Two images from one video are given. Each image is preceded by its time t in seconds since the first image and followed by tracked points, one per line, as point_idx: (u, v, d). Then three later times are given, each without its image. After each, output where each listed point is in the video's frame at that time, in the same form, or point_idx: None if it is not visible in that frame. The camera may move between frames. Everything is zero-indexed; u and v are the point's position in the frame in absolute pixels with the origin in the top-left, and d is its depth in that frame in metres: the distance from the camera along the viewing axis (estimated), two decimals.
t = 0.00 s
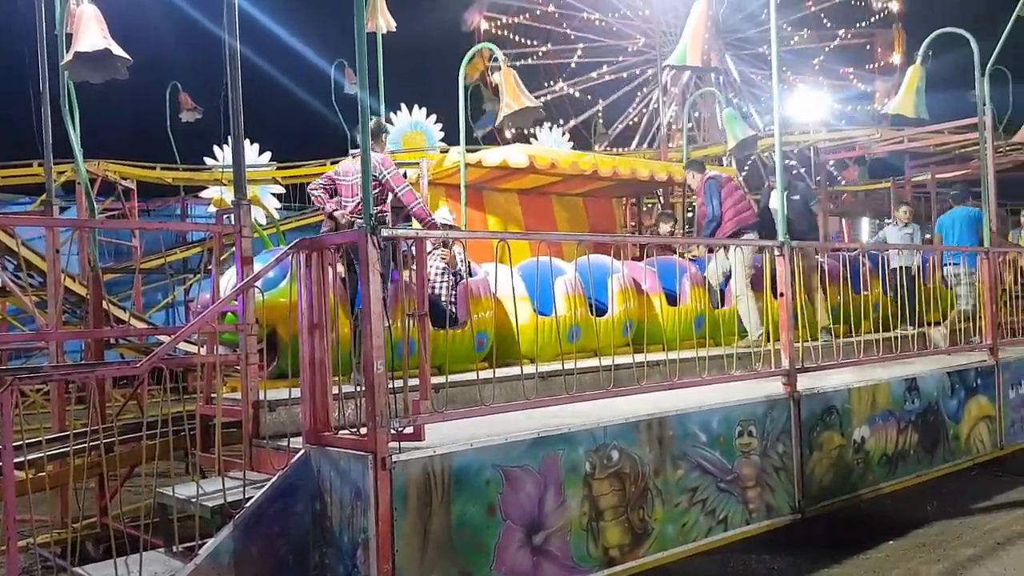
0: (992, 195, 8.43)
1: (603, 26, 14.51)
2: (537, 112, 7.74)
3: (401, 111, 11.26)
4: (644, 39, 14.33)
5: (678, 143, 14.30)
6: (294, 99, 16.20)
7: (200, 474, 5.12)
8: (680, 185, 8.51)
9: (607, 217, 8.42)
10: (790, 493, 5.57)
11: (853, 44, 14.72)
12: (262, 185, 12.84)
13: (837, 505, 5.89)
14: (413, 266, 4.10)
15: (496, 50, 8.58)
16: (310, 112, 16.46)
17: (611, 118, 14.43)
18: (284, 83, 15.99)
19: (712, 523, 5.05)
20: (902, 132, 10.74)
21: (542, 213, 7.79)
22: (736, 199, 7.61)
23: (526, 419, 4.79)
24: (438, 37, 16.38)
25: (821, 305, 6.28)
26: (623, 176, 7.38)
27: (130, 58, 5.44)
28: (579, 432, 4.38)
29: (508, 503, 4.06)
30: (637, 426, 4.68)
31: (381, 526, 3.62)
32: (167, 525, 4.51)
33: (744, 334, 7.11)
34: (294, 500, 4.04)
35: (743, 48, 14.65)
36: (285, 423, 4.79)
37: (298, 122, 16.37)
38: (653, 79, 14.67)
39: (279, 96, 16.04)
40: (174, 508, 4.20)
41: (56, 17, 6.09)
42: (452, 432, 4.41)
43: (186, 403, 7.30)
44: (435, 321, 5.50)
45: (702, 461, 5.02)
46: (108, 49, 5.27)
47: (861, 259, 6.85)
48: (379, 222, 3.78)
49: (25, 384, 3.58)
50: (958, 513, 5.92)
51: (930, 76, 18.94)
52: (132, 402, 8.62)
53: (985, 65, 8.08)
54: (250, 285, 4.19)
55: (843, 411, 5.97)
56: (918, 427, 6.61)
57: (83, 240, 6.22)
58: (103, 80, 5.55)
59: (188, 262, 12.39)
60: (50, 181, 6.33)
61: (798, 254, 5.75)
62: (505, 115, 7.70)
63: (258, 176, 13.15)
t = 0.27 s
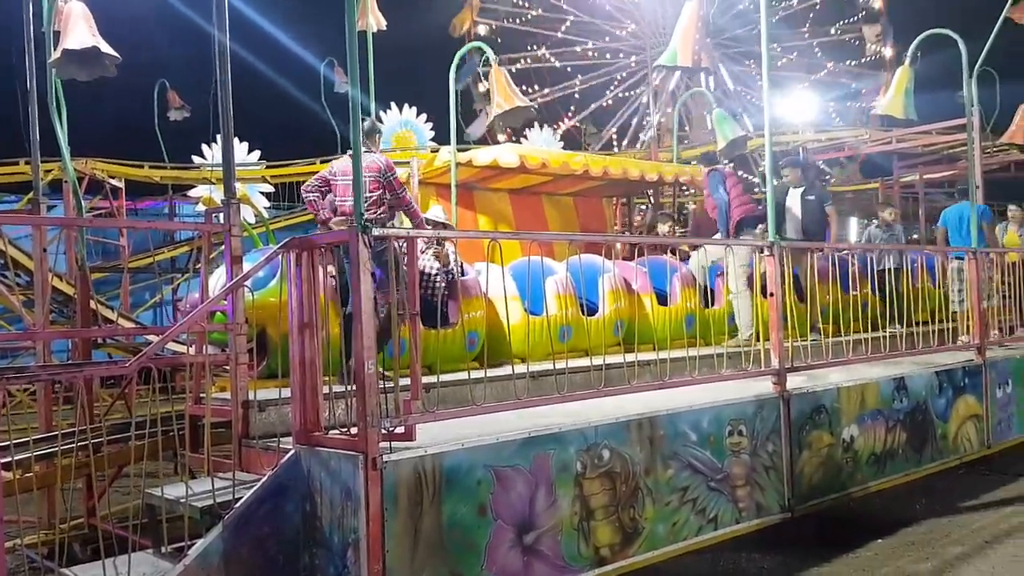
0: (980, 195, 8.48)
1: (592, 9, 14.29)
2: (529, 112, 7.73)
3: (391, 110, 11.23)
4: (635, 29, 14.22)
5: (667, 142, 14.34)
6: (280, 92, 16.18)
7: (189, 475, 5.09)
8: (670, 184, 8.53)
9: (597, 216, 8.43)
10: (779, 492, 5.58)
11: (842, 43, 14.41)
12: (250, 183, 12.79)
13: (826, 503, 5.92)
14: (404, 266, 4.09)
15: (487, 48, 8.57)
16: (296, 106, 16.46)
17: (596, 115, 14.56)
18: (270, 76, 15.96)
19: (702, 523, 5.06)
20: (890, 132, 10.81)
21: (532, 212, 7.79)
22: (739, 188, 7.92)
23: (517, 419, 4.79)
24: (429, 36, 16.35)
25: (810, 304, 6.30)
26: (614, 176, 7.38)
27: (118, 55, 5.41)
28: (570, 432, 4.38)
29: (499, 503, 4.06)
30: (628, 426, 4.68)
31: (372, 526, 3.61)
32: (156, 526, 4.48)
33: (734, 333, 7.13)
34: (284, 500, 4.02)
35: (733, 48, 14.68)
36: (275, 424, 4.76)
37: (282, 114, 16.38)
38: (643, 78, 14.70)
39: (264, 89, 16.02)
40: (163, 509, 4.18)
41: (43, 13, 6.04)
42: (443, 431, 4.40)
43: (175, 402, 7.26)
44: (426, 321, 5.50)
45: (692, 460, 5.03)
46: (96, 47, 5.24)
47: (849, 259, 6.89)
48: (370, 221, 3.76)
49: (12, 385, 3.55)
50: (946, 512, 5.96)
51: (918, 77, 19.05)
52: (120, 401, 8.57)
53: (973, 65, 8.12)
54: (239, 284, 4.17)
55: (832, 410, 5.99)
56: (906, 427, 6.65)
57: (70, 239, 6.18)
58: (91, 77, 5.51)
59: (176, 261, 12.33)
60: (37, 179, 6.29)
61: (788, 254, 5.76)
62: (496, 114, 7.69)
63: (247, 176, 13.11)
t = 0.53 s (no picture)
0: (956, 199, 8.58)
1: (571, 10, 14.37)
2: (509, 112, 7.74)
3: (369, 109, 11.17)
4: (614, 19, 14.10)
5: (646, 143, 14.41)
6: (257, 87, 16.02)
7: (166, 476, 5.03)
8: (649, 185, 8.56)
9: (576, 216, 8.44)
10: (757, 491, 5.62)
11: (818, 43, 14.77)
12: (227, 182, 12.71)
13: (804, 502, 5.97)
14: (383, 266, 4.06)
15: (467, 48, 8.55)
16: (274, 101, 16.28)
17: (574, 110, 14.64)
18: (248, 72, 15.81)
19: (681, 522, 5.08)
20: (866, 134, 10.94)
21: (512, 214, 7.80)
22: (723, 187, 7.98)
23: (496, 420, 4.78)
24: (408, 36, 16.32)
25: (787, 305, 6.35)
26: (594, 176, 7.39)
27: (93, 53, 5.33)
28: (549, 432, 4.39)
29: (479, 503, 4.05)
30: (608, 426, 4.69)
31: (351, 527, 3.59)
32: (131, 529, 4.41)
33: (713, 333, 7.17)
34: (262, 502, 3.99)
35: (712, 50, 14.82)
36: (252, 425, 4.72)
37: (259, 109, 16.21)
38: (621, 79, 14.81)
39: (242, 85, 15.89)
40: (138, 511, 4.13)
41: (16, 10, 5.95)
42: (422, 431, 4.40)
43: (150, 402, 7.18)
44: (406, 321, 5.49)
45: (671, 460, 5.05)
46: (71, 44, 5.16)
47: (830, 259, 6.93)
48: (348, 221, 3.74)
49: None
50: (921, 510, 6.03)
51: (895, 80, 19.28)
52: (94, 401, 8.47)
53: (949, 68, 8.21)
54: (217, 284, 4.13)
55: (809, 410, 6.04)
56: (882, 426, 6.72)
57: (44, 238, 6.11)
58: (65, 75, 5.43)
59: (151, 260, 12.21)
60: (10, 177, 6.20)
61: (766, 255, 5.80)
62: (476, 115, 7.67)
63: (224, 175, 13.01)
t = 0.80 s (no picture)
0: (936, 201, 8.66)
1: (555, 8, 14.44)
2: (492, 111, 7.73)
3: (353, 107, 11.12)
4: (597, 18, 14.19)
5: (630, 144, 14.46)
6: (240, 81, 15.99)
7: (147, 476, 4.99)
8: (633, 185, 8.58)
9: (560, 216, 8.44)
10: (741, 490, 5.65)
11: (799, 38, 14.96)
12: (210, 180, 12.63)
13: (786, 501, 6.00)
14: (368, 264, 4.04)
15: (452, 47, 8.54)
16: (255, 95, 16.19)
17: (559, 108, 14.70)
18: (230, 66, 15.78)
19: (664, 521, 5.09)
20: (848, 135, 11.03)
21: (496, 213, 7.80)
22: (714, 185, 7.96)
23: (481, 419, 4.78)
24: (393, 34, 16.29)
25: (769, 305, 6.38)
26: (578, 176, 7.40)
27: (75, 50, 5.29)
28: (534, 432, 4.39)
29: (463, 503, 4.05)
30: (592, 425, 4.70)
31: (334, 527, 3.58)
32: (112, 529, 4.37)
33: (696, 333, 7.19)
34: (245, 502, 3.97)
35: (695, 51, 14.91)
36: (235, 424, 4.71)
37: (239, 102, 16.13)
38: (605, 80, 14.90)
39: (225, 79, 15.88)
40: (120, 511, 4.09)
41: None
42: (405, 431, 4.39)
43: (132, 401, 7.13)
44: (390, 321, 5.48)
45: (655, 460, 5.07)
46: (53, 41, 5.10)
47: (814, 260, 6.95)
48: (332, 220, 3.72)
49: None
50: (902, 508, 6.08)
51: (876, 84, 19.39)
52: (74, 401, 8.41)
53: (930, 71, 8.27)
54: (199, 283, 4.11)
55: (792, 409, 6.07)
56: (864, 425, 6.76)
57: (24, 236, 6.04)
58: (46, 72, 5.37)
59: (133, 259, 12.12)
60: None
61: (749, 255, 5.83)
62: (460, 114, 7.67)
63: (207, 173, 12.92)
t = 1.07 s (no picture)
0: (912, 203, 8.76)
1: None
2: (472, 112, 7.73)
3: (331, 106, 11.06)
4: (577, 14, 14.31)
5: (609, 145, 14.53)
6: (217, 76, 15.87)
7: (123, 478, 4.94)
8: (612, 186, 8.61)
9: (539, 217, 8.44)
10: (719, 489, 5.68)
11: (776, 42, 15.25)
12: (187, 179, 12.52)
13: (764, 500, 6.05)
14: (347, 264, 4.02)
15: (432, 46, 8.53)
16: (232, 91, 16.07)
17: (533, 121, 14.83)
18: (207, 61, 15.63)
19: (644, 521, 5.11)
20: (825, 138, 11.14)
21: (476, 214, 7.80)
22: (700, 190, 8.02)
23: (460, 420, 4.77)
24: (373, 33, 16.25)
25: (747, 305, 6.43)
26: (558, 177, 7.41)
27: (50, 46, 5.22)
28: (513, 432, 4.39)
29: (443, 504, 4.04)
30: (571, 425, 4.71)
31: (313, 528, 3.56)
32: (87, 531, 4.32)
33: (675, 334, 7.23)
34: (222, 503, 3.94)
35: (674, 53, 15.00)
36: (212, 425, 4.65)
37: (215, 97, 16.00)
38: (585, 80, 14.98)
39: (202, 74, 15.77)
40: (95, 513, 4.05)
41: None
42: (385, 432, 4.38)
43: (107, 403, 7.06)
44: (369, 321, 5.46)
45: (634, 459, 5.09)
46: (27, 37, 5.03)
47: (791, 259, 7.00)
48: (312, 219, 3.70)
49: None
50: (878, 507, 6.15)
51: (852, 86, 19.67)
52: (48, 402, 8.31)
53: (907, 73, 8.36)
54: (176, 283, 4.07)
55: (769, 409, 6.12)
56: (841, 425, 6.82)
57: None
58: (20, 68, 5.30)
59: (109, 258, 11.99)
60: None
61: (727, 255, 5.87)
62: (440, 114, 7.66)
63: (184, 172, 12.81)
